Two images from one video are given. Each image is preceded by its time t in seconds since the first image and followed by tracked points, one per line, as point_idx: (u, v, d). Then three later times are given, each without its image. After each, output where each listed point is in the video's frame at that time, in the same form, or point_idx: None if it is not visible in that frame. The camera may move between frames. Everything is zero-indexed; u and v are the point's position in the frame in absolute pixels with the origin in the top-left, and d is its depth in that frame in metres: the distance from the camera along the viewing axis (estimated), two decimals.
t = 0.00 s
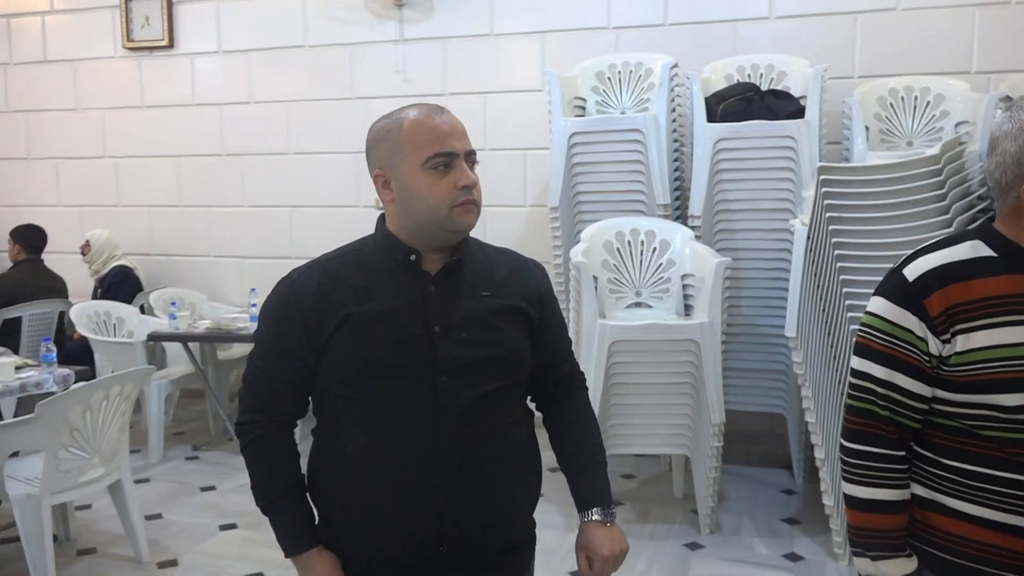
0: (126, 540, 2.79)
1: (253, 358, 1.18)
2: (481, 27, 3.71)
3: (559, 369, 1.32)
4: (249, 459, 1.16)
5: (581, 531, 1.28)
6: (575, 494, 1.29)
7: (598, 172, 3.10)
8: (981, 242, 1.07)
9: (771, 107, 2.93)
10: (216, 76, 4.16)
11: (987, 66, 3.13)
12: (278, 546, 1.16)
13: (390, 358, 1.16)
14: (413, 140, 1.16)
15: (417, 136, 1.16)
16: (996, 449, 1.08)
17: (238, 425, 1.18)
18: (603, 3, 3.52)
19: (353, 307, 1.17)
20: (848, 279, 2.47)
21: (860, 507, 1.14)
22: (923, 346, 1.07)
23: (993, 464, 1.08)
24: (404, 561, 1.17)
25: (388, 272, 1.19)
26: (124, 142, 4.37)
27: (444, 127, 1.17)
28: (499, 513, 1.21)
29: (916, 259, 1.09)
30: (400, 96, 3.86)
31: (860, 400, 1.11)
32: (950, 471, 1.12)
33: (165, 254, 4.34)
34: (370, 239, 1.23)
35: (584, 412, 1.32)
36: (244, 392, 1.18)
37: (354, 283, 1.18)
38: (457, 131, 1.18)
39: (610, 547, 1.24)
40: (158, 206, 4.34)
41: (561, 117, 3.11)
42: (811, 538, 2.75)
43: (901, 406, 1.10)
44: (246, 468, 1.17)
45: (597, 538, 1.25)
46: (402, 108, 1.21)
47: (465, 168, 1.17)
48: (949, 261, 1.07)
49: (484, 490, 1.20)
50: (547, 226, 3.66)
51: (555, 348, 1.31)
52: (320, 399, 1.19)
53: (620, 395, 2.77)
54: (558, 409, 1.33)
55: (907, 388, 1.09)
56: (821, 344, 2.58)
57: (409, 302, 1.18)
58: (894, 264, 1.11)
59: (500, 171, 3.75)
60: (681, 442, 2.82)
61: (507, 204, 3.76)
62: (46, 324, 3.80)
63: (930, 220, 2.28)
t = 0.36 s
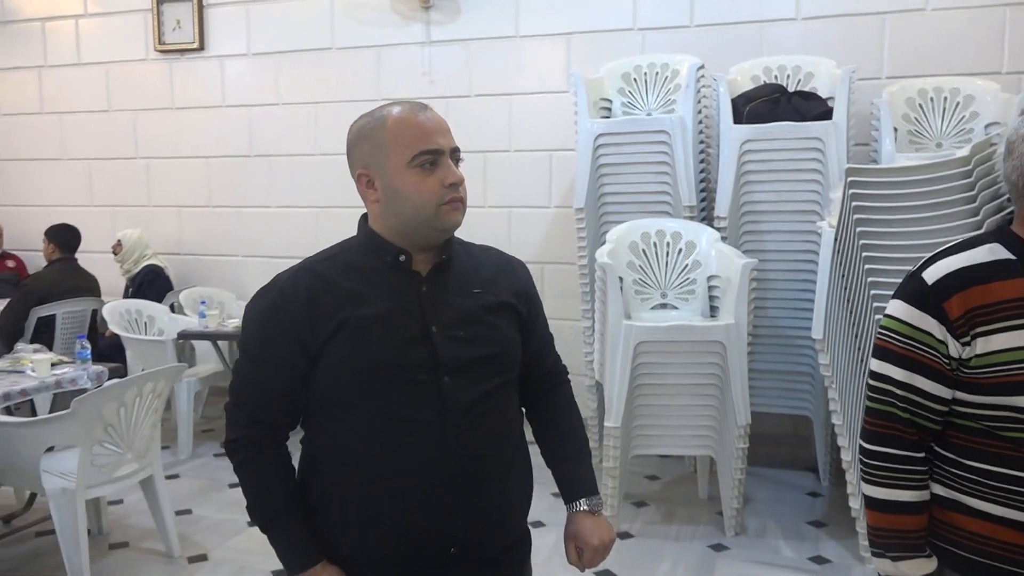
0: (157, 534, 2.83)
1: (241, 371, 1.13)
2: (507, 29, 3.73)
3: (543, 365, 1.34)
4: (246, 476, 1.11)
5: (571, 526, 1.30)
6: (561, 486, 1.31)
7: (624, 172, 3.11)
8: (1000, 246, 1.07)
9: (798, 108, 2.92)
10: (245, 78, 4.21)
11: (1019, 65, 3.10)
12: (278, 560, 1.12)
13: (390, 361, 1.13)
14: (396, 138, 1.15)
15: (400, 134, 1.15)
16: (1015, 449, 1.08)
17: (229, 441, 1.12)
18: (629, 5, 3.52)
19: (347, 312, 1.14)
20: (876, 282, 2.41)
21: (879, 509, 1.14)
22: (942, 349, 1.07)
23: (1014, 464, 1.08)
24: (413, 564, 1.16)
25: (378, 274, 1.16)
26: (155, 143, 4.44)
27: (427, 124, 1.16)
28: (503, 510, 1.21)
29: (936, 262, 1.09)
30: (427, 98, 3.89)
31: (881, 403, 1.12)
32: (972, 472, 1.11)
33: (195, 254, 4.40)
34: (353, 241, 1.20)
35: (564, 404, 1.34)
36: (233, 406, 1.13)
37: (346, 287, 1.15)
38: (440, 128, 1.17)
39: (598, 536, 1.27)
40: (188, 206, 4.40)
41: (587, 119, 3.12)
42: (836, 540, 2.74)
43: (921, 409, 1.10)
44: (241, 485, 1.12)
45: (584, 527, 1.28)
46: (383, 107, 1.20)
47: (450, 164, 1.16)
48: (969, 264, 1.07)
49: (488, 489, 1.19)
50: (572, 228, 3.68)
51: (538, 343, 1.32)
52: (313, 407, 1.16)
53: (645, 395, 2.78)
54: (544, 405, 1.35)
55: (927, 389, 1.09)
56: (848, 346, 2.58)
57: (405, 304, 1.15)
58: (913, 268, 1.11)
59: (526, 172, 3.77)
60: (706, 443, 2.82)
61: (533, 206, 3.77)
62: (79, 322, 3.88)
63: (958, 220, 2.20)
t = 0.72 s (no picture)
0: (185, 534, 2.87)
1: (239, 392, 1.11)
2: (530, 33, 3.74)
3: (533, 367, 1.35)
4: (253, 499, 1.10)
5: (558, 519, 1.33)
6: (548, 482, 1.34)
7: (648, 176, 3.11)
8: None
9: (823, 111, 2.90)
10: (270, 83, 4.26)
11: None
12: None
13: (395, 374, 1.13)
14: (385, 147, 1.14)
15: (391, 143, 1.14)
16: None
17: (232, 465, 1.10)
18: (654, 8, 3.52)
19: (348, 326, 1.13)
20: (904, 286, 2.39)
21: (926, 511, 1.12)
22: (992, 348, 1.04)
23: None
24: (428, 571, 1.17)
25: (376, 286, 1.15)
26: (182, 148, 4.50)
27: (417, 132, 1.15)
28: (511, 513, 1.23)
29: (988, 261, 1.05)
30: (451, 102, 3.91)
31: (929, 401, 1.10)
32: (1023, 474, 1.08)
33: (221, 257, 4.45)
34: (342, 250, 1.19)
35: (551, 404, 1.36)
36: (234, 429, 1.11)
37: (343, 302, 1.13)
38: (430, 136, 1.16)
39: (588, 529, 1.30)
40: (214, 210, 4.45)
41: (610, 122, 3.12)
42: (862, 546, 2.72)
43: (971, 408, 1.07)
44: (246, 509, 1.10)
45: (574, 521, 1.31)
46: (372, 112, 1.19)
47: (441, 173, 1.15)
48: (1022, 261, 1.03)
49: (497, 493, 1.21)
50: (596, 231, 3.68)
51: (526, 345, 1.33)
52: (314, 423, 1.15)
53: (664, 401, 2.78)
54: (534, 407, 1.36)
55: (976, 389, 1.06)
56: (873, 350, 2.56)
57: (405, 314, 1.15)
58: (962, 267, 1.08)
59: (550, 176, 3.77)
60: (721, 450, 2.81)
61: (556, 209, 3.78)
62: (108, 322, 3.96)
63: (988, 224, 2.19)
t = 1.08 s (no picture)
0: (207, 533, 2.89)
1: (274, 390, 1.13)
2: (549, 35, 3.75)
3: (560, 362, 1.36)
4: (290, 495, 1.12)
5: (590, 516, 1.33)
6: (579, 478, 1.33)
7: (667, 177, 3.11)
8: None
9: (845, 111, 2.87)
10: (291, 86, 4.29)
11: None
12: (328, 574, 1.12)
13: (426, 367, 1.13)
14: (411, 148, 1.14)
15: (416, 145, 1.14)
16: None
17: (269, 461, 1.13)
18: (674, 9, 3.52)
19: (379, 320, 1.13)
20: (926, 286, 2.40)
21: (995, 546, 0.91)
22: None
23: None
24: (463, 561, 1.18)
25: (406, 283, 1.16)
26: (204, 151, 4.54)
27: (442, 133, 1.15)
28: (544, 505, 1.23)
29: None
30: (471, 103, 3.92)
31: (989, 398, 0.89)
32: None
33: (242, 259, 4.49)
34: (370, 251, 1.20)
35: (580, 402, 1.37)
36: (270, 427, 1.13)
37: (374, 298, 1.13)
38: (455, 137, 1.16)
39: (621, 526, 1.30)
40: (236, 212, 4.49)
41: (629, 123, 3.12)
42: (885, 549, 2.69)
43: None
44: (286, 504, 1.12)
45: (607, 518, 1.31)
46: (397, 115, 1.19)
47: (466, 173, 1.16)
48: None
49: (530, 486, 1.21)
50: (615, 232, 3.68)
51: (551, 341, 1.34)
52: (347, 419, 1.16)
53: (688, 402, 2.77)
54: (564, 401, 1.37)
55: None
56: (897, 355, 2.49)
57: (435, 309, 1.15)
58: None
59: (570, 177, 3.78)
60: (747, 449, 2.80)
61: (575, 210, 3.78)
62: (132, 324, 4.02)
63: (1013, 224, 2.19)
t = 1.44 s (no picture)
0: (224, 532, 2.91)
1: (309, 380, 1.13)
2: (565, 35, 3.75)
3: (592, 363, 1.36)
4: (322, 484, 1.11)
5: (625, 517, 1.33)
6: (610, 479, 1.34)
7: (684, 177, 3.10)
8: None
9: (863, 110, 2.85)
10: (307, 87, 4.31)
11: None
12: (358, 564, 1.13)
13: (460, 361, 1.13)
14: (450, 148, 1.14)
15: (456, 143, 1.14)
16: None
17: (302, 449, 1.12)
18: (690, 9, 3.51)
19: (415, 314, 1.13)
20: (946, 287, 2.37)
21: None
22: None
23: None
24: (490, 556, 1.18)
25: (439, 279, 1.16)
26: (221, 152, 4.57)
27: (481, 133, 1.15)
28: (571, 503, 1.23)
29: None
30: (486, 104, 3.93)
31: None
32: None
33: (258, 259, 4.52)
34: (409, 248, 1.21)
35: (616, 406, 1.37)
36: (305, 415, 1.13)
37: (410, 292, 1.14)
38: (494, 137, 1.16)
39: (654, 527, 1.30)
40: (253, 213, 4.52)
41: (645, 123, 3.11)
42: (903, 552, 2.67)
43: None
44: (318, 494, 1.12)
45: (641, 519, 1.31)
46: (438, 116, 1.19)
47: (504, 173, 1.15)
48: None
49: (558, 484, 1.21)
50: (630, 233, 3.67)
51: (586, 341, 1.35)
52: (381, 411, 1.16)
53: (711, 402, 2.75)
54: (596, 403, 1.38)
55: None
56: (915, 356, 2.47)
57: (468, 305, 1.16)
58: None
59: (584, 178, 3.77)
60: (768, 450, 2.78)
61: (590, 211, 3.77)
62: (150, 323, 4.05)
63: None
